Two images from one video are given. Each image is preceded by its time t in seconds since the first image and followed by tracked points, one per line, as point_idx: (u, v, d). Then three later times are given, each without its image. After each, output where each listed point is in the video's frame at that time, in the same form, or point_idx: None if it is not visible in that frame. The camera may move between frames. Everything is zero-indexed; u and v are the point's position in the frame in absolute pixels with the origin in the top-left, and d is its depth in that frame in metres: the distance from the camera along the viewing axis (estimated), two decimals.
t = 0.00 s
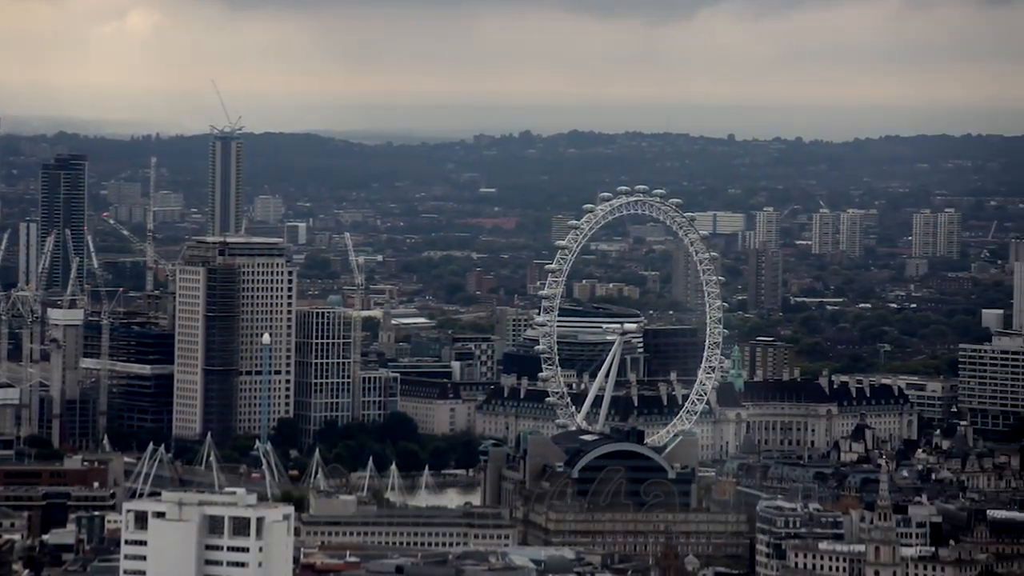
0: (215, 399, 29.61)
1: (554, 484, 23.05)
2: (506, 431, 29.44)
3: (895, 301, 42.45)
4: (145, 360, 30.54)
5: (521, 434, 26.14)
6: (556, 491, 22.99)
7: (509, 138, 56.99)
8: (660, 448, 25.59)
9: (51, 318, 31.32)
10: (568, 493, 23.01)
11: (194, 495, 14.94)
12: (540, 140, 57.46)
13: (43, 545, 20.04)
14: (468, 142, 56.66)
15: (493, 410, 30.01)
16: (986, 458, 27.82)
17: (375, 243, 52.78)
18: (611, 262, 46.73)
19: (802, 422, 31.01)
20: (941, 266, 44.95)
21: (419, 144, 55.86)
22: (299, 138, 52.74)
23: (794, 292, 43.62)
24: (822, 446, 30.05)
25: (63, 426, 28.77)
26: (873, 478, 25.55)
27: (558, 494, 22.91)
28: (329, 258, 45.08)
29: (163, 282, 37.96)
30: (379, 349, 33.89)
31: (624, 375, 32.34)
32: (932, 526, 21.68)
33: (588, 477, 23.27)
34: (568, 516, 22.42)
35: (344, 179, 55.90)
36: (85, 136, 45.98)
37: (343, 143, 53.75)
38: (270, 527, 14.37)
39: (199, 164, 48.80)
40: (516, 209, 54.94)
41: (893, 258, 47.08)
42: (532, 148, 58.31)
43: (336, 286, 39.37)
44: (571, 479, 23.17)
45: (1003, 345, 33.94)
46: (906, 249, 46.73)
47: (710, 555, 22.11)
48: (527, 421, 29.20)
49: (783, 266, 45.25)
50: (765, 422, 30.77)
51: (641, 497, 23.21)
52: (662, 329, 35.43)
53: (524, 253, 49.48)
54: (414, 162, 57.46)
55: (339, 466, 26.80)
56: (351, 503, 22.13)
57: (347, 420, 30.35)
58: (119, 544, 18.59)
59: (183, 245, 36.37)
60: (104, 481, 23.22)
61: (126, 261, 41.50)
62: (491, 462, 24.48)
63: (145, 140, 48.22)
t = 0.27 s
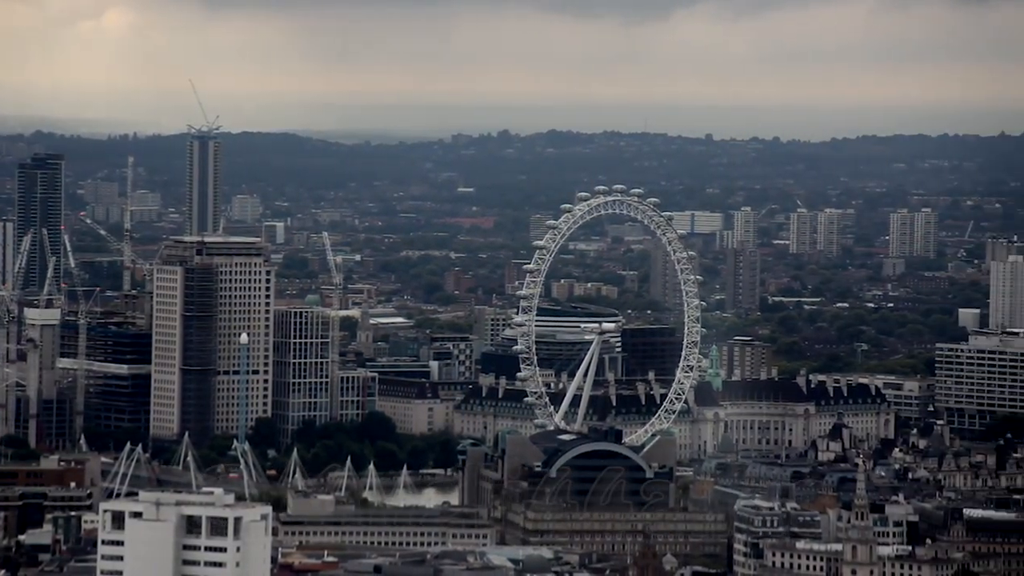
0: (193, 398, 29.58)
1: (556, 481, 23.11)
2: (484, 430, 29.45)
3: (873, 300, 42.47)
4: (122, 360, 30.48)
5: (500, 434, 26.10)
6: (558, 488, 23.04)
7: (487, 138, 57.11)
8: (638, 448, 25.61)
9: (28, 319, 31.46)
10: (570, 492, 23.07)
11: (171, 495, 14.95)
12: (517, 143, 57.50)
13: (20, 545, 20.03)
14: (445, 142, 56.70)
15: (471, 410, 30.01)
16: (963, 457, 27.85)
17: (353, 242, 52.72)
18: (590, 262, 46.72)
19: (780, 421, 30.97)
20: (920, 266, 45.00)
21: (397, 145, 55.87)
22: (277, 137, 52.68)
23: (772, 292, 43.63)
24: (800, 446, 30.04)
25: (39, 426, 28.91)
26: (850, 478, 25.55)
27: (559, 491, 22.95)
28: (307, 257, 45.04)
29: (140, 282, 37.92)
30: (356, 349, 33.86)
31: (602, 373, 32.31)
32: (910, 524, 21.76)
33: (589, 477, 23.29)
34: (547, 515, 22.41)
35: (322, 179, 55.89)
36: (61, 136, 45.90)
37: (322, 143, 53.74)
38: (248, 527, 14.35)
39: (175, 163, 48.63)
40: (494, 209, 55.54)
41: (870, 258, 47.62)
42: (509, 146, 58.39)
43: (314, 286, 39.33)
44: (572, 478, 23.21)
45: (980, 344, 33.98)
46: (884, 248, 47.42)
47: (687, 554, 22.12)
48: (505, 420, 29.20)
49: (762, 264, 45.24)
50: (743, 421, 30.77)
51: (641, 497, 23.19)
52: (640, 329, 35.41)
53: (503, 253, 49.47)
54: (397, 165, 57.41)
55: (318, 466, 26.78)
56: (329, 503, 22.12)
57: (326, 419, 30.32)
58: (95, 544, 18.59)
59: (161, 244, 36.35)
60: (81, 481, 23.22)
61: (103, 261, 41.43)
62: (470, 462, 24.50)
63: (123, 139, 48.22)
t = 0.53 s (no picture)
0: (172, 398, 29.55)
1: (558, 480, 23.30)
2: (463, 430, 29.49)
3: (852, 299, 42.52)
4: (100, 359, 30.51)
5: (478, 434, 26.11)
6: (560, 487, 23.26)
7: (466, 140, 57.41)
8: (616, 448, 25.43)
9: (7, 318, 31.50)
10: (571, 492, 23.23)
11: (150, 495, 14.99)
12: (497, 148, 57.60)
13: None
14: (424, 142, 56.79)
15: (450, 410, 30.03)
16: (941, 456, 27.93)
17: (333, 242, 52.71)
18: (570, 262, 46.74)
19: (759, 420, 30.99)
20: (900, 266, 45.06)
21: (376, 146, 55.94)
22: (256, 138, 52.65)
23: (751, 291, 43.68)
24: (779, 444, 30.08)
25: (17, 426, 28.98)
26: (828, 477, 25.59)
27: (561, 490, 23.15)
28: (286, 258, 45.04)
29: (118, 282, 37.90)
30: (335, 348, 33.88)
31: (582, 373, 32.31)
32: (888, 524, 21.74)
33: (588, 476, 23.40)
34: (526, 515, 22.50)
35: (301, 179, 55.93)
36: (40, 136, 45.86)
37: (301, 143, 53.73)
38: (226, 527, 14.42)
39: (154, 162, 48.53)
40: (473, 208, 55.96)
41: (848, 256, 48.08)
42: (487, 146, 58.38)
43: (292, 286, 39.33)
44: (573, 478, 23.35)
45: (958, 343, 34.06)
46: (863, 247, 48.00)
47: (666, 553, 22.17)
48: (485, 420, 29.22)
49: (742, 262, 45.29)
50: (721, 421, 30.78)
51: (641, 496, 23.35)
52: (619, 329, 35.44)
53: (482, 253, 49.51)
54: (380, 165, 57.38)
55: (297, 466, 26.81)
56: (308, 503, 22.14)
57: (304, 419, 30.36)
58: (73, 544, 18.63)
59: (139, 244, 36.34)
60: (59, 482, 23.24)
61: (81, 261, 41.40)
62: (448, 463, 24.50)
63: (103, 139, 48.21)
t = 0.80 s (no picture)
0: (149, 398, 29.65)
1: (558, 480, 23.28)
2: (441, 430, 29.56)
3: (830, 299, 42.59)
4: (77, 359, 30.58)
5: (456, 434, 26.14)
6: (560, 487, 23.29)
7: (445, 142, 57.77)
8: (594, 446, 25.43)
9: None
10: (571, 492, 23.28)
11: (127, 495, 15.04)
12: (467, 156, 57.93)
13: None
14: (402, 142, 56.91)
15: (428, 409, 30.07)
16: (918, 455, 28.00)
17: (311, 242, 52.60)
18: (548, 261, 46.78)
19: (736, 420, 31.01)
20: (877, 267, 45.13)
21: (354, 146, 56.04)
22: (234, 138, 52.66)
23: (729, 290, 43.73)
24: (756, 443, 30.09)
25: None
26: (805, 476, 25.69)
27: (563, 490, 23.21)
28: (264, 257, 45.08)
29: (96, 281, 37.94)
30: (313, 348, 33.91)
31: (560, 373, 32.33)
32: (865, 523, 21.80)
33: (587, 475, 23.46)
34: (504, 515, 22.56)
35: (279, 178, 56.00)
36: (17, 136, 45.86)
37: (279, 143, 53.77)
38: (202, 527, 14.48)
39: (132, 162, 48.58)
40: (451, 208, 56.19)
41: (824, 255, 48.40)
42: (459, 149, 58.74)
43: (270, 285, 39.37)
44: (572, 478, 23.35)
45: (935, 343, 34.15)
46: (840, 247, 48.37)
47: (644, 553, 22.22)
48: (463, 420, 29.25)
49: (720, 261, 45.37)
50: (699, 421, 30.91)
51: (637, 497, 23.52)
52: (597, 328, 35.49)
53: (460, 252, 49.57)
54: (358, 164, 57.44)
55: (275, 466, 26.84)
56: (286, 502, 22.17)
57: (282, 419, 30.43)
58: (49, 543, 18.67)
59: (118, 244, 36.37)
60: (36, 481, 23.27)
61: (58, 261, 41.41)
62: (426, 462, 24.51)
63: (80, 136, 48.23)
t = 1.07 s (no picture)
0: (127, 397, 29.68)
1: (557, 480, 23.53)
2: (420, 430, 29.58)
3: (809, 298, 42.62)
4: (55, 359, 30.54)
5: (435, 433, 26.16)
6: (560, 487, 23.51)
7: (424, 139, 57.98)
8: (572, 447, 25.41)
9: None
10: (570, 492, 23.49)
11: (103, 495, 15.08)
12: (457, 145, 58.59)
13: None
14: (381, 142, 57.03)
15: (408, 409, 30.08)
16: (895, 454, 28.07)
17: (290, 241, 52.55)
18: (528, 260, 46.84)
19: (715, 420, 31.00)
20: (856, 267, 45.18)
21: (332, 144, 56.13)
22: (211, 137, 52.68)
23: (708, 290, 43.81)
24: (735, 442, 30.09)
25: None
26: (784, 475, 25.75)
27: (562, 489, 23.41)
28: (243, 257, 45.12)
29: (73, 282, 37.95)
30: (292, 348, 33.95)
31: (539, 372, 32.34)
32: (843, 522, 21.86)
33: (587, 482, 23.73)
34: (484, 515, 22.57)
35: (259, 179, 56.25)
36: None
37: (257, 142, 53.82)
38: (181, 526, 14.53)
39: (109, 161, 48.64)
40: (430, 208, 56.32)
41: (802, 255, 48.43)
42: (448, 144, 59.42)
43: (249, 285, 39.41)
44: (571, 479, 23.62)
45: (913, 342, 34.20)
46: (815, 247, 48.21)
47: (623, 552, 22.28)
48: (442, 420, 29.28)
49: (699, 261, 45.42)
50: (678, 419, 31.13)
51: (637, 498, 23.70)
52: (575, 328, 35.51)
53: (439, 253, 49.60)
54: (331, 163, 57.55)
55: (254, 466, 26.88)
56: (264, 503, 22.21)
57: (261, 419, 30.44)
58: (26, 544, 18.73)
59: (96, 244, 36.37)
60: (13, 482, 23.28)
61: (36, 262, 41.42)
62: (405, 462, 24.55)
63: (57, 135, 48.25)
